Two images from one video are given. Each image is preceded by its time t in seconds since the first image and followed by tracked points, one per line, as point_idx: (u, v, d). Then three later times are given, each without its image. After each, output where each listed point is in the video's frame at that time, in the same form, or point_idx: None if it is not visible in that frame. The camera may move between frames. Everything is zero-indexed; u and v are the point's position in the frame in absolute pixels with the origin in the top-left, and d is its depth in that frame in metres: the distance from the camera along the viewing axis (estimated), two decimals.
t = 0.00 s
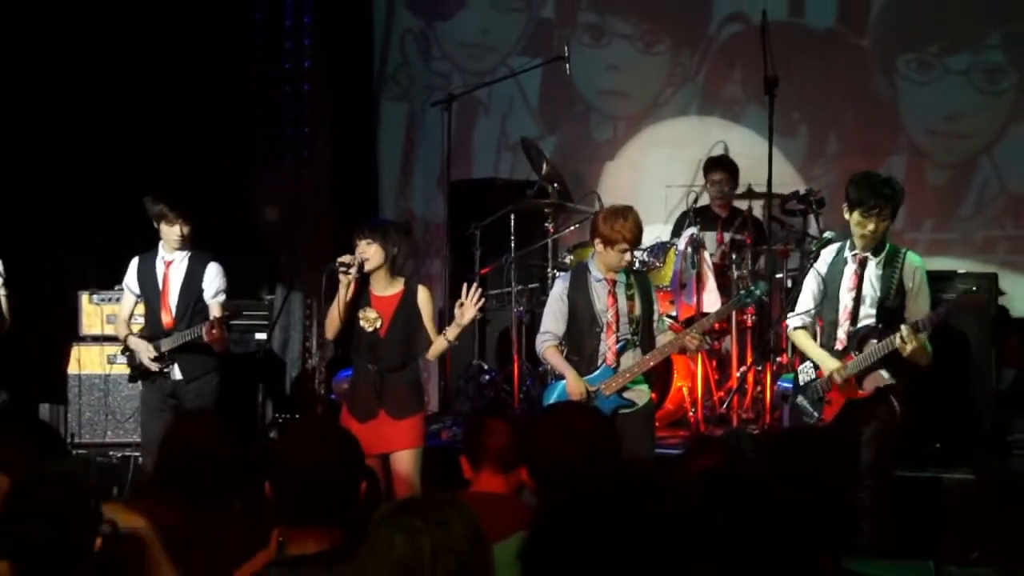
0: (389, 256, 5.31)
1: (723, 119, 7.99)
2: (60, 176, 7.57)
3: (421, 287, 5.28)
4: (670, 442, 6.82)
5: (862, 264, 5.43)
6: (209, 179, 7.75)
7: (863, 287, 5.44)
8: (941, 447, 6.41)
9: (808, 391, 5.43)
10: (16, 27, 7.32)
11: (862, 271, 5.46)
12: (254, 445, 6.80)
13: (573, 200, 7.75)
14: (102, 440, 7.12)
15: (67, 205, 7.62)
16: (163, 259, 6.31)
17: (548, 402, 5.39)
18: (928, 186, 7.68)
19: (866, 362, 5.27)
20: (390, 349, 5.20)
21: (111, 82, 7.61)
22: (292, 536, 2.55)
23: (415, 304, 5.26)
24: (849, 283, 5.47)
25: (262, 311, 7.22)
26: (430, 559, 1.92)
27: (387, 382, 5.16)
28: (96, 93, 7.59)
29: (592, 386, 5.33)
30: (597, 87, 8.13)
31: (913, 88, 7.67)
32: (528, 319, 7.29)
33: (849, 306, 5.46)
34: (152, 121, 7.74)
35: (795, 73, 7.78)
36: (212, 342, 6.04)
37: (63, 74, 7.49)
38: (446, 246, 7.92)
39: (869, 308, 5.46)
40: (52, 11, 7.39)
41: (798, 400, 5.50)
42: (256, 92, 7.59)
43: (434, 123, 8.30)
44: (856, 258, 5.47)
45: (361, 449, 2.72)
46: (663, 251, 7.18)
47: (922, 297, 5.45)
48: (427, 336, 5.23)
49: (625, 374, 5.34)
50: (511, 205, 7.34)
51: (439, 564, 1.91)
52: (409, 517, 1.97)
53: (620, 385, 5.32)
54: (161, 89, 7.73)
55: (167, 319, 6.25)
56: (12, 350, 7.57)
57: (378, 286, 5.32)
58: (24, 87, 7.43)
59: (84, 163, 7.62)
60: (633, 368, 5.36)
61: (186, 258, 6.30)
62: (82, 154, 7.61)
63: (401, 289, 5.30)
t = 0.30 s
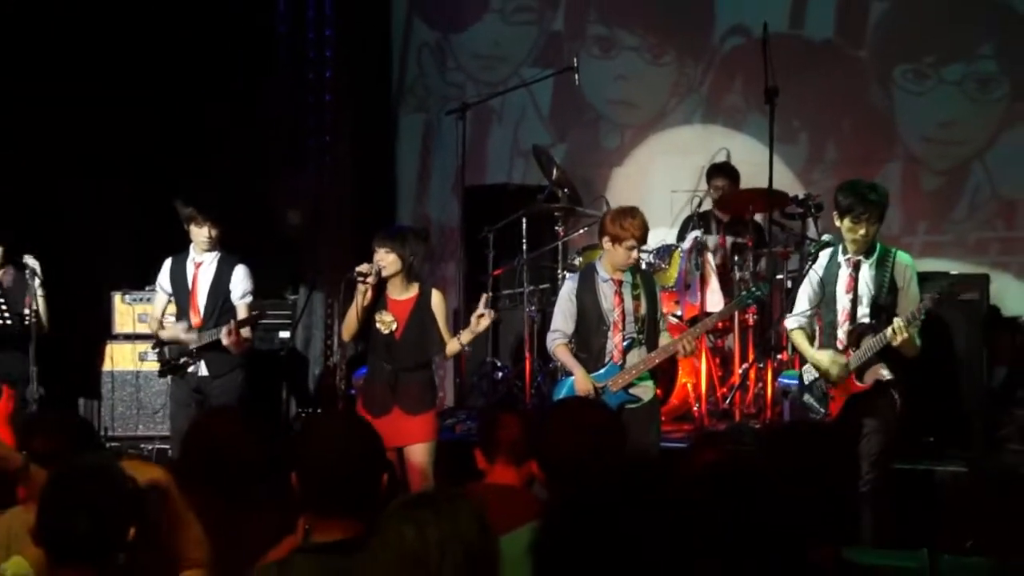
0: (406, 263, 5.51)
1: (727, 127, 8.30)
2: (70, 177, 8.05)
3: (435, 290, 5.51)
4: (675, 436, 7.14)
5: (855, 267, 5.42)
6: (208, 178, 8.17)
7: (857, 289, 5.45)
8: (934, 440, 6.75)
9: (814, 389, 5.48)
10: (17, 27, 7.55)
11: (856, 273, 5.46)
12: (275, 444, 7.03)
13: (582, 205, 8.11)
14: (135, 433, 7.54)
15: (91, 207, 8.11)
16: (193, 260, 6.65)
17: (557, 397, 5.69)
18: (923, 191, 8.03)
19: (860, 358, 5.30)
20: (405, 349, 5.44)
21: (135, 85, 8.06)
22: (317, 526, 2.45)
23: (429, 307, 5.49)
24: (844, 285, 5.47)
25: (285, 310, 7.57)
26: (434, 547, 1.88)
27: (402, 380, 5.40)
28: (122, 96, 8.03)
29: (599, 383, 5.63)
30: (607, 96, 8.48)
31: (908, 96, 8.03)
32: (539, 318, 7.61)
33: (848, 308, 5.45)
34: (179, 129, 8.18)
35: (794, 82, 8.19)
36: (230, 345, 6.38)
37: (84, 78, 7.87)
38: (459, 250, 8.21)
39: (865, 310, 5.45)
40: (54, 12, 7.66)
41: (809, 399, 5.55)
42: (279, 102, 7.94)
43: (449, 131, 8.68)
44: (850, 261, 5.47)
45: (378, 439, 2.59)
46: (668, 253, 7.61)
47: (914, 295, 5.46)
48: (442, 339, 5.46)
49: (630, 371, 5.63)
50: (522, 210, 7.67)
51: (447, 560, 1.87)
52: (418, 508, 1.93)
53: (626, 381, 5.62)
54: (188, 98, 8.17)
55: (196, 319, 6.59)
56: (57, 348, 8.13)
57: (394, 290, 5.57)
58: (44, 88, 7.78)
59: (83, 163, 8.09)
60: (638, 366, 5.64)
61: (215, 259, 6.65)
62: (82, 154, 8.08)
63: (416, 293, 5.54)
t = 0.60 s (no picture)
0: (427, 269, 5.80)
1: (733, 136, 8.75)
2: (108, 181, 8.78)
3: (453, 294, 5.89)
4: (683, 429, 7.42)
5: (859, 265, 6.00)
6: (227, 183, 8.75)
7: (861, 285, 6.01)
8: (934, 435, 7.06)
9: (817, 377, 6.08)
10: (27, 30, 8.56)
11: (860, 270, 6.02)
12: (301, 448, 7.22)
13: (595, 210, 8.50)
14: (169, 428, 7.91)
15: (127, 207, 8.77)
16: (226, 263, 7.01)
17: (569, 395, 5.88)
18: (922, 196, 8.51)
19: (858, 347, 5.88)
20: (426, 350, 5.76)
21: (155, 82, 8.80)
22: (346, 513, 2.69)
23: (447, 310, 5.86)
24: (849, 283, 6.05)
25: (312, 311, 7.95)
26: (451, 540, 2.01)
27: (423, 378, 5.71)
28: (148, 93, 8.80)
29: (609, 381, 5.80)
30: (619, 107, 8.91)
31: (908, 106, 8.49)
32: (553, 318, 8.00)
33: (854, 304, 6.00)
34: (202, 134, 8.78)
35: (799, 93, 8.64)
36: (262, 344, 6.75)
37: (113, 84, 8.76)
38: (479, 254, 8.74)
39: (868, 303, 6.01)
40: (55, 12, 8.56)
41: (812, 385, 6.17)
42: (303, 113, 8.32)
43: (469, 140, 9.05)
44: (854, 260, 6.04)
45: (404, 431, 2.84)
46: (676, 256, 7.92)
47: (913, 288, 6.00)
48: (461, 341, 5.85)
49: (639, 370, 5.82)
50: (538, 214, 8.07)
51: (463, 543, 2.01)
52: (436, 498, 2.05)
53: (635, 379, 5.80)
54: (214, 104, 8.78)
55: (228, 318, 6.95)
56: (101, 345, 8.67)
57: (413, 293, 5.89)
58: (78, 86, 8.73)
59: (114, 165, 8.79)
60: (646, 364, 5.83)
61: (246, 263, 7.00)
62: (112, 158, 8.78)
63: (435, 296, 5.88)
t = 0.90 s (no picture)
0: (450, 266, 5.90)
1: (750, 139, 8.90)
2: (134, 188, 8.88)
3: (475, 292, 5.96)
4: (699, 428, 7.48)
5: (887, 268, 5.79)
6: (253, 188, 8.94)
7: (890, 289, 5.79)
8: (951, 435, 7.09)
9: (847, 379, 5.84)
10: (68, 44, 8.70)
11: (889, 273, 5.83)
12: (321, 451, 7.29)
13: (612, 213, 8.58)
14: (192, 428, 8.03)
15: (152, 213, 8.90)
16: (248, 265, 7.05)
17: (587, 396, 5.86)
18: (936, 198, 8.62)
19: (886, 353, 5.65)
20: (447, 347, 5.85)
21: (194, 87, 8.94)
22: (370, 511, 2.72)
23: (470, 307, 5.95)
24: (879, 285, 5.82)
25: (333, 311, 8.06)
26: (470, 536, 2.14)
27: (444, 376, 5.79)
28: (175, 94, 8.93)
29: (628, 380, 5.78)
30: (637, 111, 9.05)
31: (922, 108, 8.62)
32: (573, 320, 8.15)
33: (883, 305, 5.81)
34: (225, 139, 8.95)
35: (814, 97, 8.79)
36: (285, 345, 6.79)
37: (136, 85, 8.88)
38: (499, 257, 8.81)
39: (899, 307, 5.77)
40: (58, 13, 8.63)
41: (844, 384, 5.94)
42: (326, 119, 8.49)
43: (488, 144, 9.14)
44: (884, 263, 5.85)
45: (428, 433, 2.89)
46: (694, 258, 8.11)
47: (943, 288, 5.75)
48: (483, 339, 5.90)
49: (656, 369, 5.82)
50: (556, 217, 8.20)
51: (480, 543, 2.14)
52: (453, 499, 2.18)
53: (652, 378, 5.79)
54: (216, 105, 8.97)
55: (249, 319, 6.98)
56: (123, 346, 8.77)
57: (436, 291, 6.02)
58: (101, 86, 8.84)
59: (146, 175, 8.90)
60: (664, 364, 5.83)
61: (267, 266, 7.05)
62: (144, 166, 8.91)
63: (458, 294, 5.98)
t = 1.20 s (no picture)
0: (468, 262, 5.92)
1: (768, 139, 8.90)
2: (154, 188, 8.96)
3: (494, 291, 5.97)
4: (717, 429, 7.44)
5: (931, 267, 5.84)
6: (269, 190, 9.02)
7: (933, 288, 5.84)
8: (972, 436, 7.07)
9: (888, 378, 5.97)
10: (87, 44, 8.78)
11: (932, 272, 5.87)
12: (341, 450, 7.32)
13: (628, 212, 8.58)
14: (210, 428, 8.06)
15: (170, 213, 8.96)
16: (260, 266, 7.08)
17: (603, 397, 5.86)
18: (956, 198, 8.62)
19: (927, 350, 5.72)
20: (466, 346, 5.85)
21: (210, 88, 9.01)
22: (387, 512, 2.75)
23: (488, 305, 5.95)
24: (922, 285, 5.87)
25: (350, 311, 8.19)
26: (489, 540, 2.15)
27: (463, 376, 5.80)
28: (194, 93, 9.01)
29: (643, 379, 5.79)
30: (654, 111, 9.06)
31: (941, 107, 8.64)
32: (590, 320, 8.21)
33: (925, 305, 5.84)
34: (243, 140, 9.04)
35: (832, 96, 8.78)
36: (296, 345, 6.82)
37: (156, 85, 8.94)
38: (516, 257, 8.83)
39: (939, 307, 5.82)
40: (54, 12, 8.66)
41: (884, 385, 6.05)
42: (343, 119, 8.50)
43: (505, 144, 9.16)
44: (928, 262, 5.89)
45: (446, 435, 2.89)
46: (711, 258, 8.13)
47: (984, 292, 5.78)
48: (499, 339, 5.89)
49: (671, 369, 5.82)
50: (574, 217, 8.22)
51: (501, 543, 2.15)
52: (473, 496, 2.20)
53: (668, 378, 5.80)
54: (214, 104, 9.04)
55: (261, 320, 7.03)
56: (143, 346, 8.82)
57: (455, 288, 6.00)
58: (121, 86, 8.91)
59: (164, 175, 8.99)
60: (678, 363, 5.82)
61: (279, 266, 7.08)
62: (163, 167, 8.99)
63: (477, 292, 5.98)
